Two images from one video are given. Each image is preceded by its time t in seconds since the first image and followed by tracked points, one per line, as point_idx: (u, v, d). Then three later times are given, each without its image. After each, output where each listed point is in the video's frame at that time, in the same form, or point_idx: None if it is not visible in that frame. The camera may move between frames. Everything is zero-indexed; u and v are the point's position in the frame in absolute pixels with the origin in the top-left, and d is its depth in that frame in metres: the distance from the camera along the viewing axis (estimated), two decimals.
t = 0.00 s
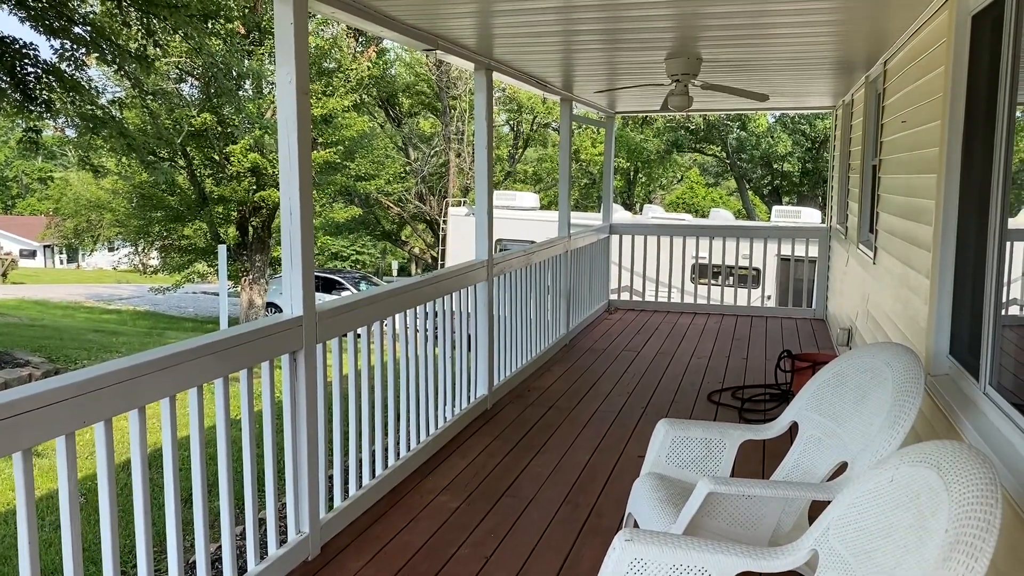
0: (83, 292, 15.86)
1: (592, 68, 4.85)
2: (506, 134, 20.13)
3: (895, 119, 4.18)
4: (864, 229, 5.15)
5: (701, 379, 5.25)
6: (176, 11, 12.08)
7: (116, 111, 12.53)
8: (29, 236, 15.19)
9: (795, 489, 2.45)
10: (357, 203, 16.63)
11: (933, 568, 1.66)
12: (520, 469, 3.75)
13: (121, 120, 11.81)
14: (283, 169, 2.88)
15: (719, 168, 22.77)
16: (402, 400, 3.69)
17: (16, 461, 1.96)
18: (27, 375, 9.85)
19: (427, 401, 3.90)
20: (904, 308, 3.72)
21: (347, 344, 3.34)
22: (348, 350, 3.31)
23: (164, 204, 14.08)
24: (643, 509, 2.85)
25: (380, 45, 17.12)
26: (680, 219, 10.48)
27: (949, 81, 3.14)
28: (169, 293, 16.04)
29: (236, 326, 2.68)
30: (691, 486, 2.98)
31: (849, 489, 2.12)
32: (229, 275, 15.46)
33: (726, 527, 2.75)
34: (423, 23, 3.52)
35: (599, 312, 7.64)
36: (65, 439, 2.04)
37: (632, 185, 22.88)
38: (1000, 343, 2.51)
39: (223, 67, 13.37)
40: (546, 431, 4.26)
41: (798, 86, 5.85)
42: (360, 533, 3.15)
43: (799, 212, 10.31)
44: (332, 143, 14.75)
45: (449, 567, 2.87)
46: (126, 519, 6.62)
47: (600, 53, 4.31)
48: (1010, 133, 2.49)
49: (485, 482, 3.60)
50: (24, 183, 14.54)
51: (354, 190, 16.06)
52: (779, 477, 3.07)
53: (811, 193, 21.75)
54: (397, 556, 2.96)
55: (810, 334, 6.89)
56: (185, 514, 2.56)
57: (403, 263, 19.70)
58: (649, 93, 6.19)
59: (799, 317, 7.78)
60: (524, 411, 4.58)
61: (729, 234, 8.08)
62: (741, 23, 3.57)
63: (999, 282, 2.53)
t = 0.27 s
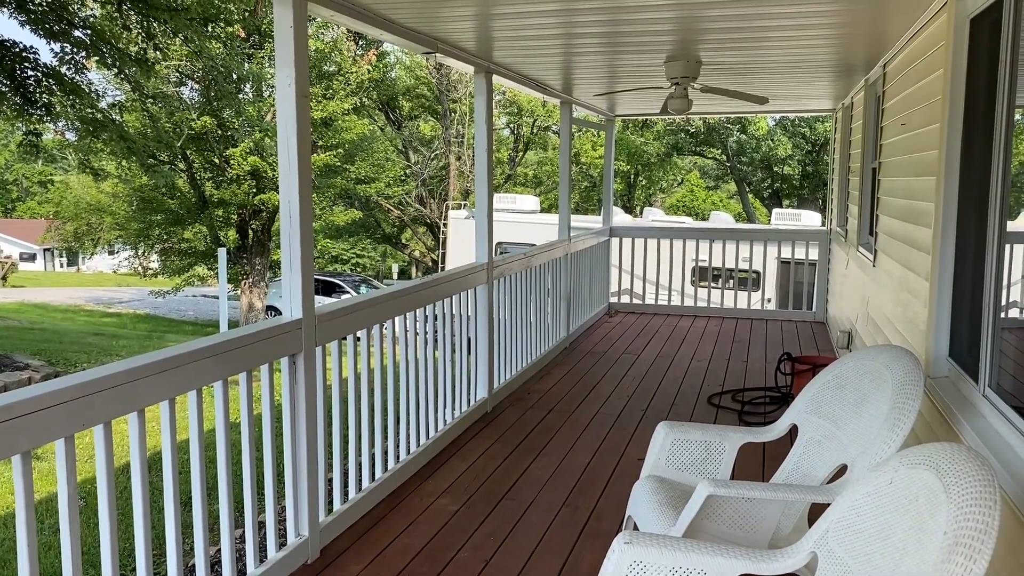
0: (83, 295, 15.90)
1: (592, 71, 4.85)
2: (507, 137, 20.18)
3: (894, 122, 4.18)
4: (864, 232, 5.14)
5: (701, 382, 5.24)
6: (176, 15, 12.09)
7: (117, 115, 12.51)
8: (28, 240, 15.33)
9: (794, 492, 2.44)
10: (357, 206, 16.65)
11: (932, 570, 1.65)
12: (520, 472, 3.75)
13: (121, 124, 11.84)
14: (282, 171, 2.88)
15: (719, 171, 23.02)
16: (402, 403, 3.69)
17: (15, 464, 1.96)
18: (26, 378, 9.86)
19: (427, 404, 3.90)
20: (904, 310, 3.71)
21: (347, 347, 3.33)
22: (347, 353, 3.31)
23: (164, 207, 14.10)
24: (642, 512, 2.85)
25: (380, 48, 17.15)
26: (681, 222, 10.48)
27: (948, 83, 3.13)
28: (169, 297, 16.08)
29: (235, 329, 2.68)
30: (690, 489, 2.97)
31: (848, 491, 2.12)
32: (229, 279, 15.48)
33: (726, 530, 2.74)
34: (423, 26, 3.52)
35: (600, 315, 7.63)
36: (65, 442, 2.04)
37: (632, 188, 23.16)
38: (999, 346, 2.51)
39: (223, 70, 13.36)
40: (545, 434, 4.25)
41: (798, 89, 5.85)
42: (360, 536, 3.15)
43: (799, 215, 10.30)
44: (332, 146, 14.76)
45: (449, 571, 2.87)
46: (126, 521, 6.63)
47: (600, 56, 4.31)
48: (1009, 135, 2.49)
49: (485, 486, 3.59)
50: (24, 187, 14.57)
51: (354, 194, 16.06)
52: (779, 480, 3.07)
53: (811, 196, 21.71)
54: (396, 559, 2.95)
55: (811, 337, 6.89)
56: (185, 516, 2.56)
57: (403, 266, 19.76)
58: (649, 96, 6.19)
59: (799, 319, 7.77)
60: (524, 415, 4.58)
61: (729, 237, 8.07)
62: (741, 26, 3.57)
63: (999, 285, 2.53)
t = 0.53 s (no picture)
0: (83, 298, 15.95)
1: (591, 73, 4.85)
2: (506, 138, 20.17)
3: (893, 123, 4.18)
4: (863, 233, 5.14)
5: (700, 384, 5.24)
6: (175, 18, 12.17)
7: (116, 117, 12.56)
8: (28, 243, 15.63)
9: (792, 493, 2.44)
10: (357, 208, 16.67)
11: (929, 571, 1.65)
12: (519, 474, 3.74)
13: (121, 126, 11.85)
14: (280, 175, 2.88)
15: (719, 173, 22.82)
16: (401, 405, 3.69)
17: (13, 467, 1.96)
18: (25, 380, 9.88)
19: (425, 406, 3.90)
20: (903, 311, 3.71)
21: (345, 349, 3.33)
22: (346, 355, 3.31)
23: (164, 210, 14.13)
24: (641, 514, 2.84)
25: (380, 50, 17.17)
26: (680, 223, 10.49)
27: (947, 85, 3.13)
28: (169, 299, 16.10)
29: (234, 332, 2.68)
30: (689, 491, 2.97)
31: (846, 493, 2.11)
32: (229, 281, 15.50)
33: (724, 532, 2.74)
34: (421, 29, 3.52)
35: (599, 317, 7.63)
36: (63, 444, 2.04)
37: (632, 190, 22.99)
38: (997, 346, 2.51)
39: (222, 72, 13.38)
40: (544, 436, 4.25)
41: (797, 90, 5.85)
42: (359, 538, 3.14)
43: (799, 217, 10.29)
44: (331, 148, 14.80)
45: (448, 572, 2.86)
46: (124, 524, 6.64)
47: (598, 58, 4.31)
48: (1008, 136, 2.48)
49: (484, 488, 3.59)
50: (24, 190, 14.60)
51: (354, 196, 16.09)
52: (777, 481, 3.06)
53: (811, 198, 21.70)
54: (395, 562, 2.95)
55: (810, 338, 6.89)
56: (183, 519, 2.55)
57: (403, 268, 19.78)
58: (648, 97, 6.19)
59: (799, 321, 7.77)
60: (523, 417, 4.58)
61: (729, 238, 8.07)
62: (739, 28, 3.57)
63: (996, 286, 2.53)
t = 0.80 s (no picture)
0: (82, 300, 15.96)
1: (590, 73, 4.85)
2: (505, 139, 20.16)
3: (892, 122, 4.18)
4: (862, 232, 5.14)
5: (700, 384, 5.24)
6: (173, 19, 12.19)
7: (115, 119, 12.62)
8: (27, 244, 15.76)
9: (792, 492, 2.44)
10: (356, 209, 16.67)
11: (929, 570, 1.65)
12: (519, 475, 3.74)
13: (119, 128, 11.86)
14: (279, 176, 2.88)
15: (718, 173, 23.03)
16: (400, 406, 3.69)
17: (12, 468, 1.95)
18: (24, 382, 9.89)
19: (425, 407, 3.90)
20: (902, 310, 3.71)
21: (345, 350, 3.33)
22: (345, 356, 3.31)
23: (163, 211, 14.15)
24: (641, 513, 2.84)
25: (378, 52, 17.19)
26: (679, 224, 10.48)
27: (945, 84, 3.13)
28: (168, 301, 16.11)
29: (233, 333, 2.68)
30: (689, 490, 2.97)
31: (846, 491, 2.11)
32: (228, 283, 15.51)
33: (724, 531, 2.73)
34: (420, 29, 3.53)
35: (598, 317, 7.63)
36: (62, 446, 2.04)
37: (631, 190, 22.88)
38: (996, 345, 2.51)
39: (221, 74, 13.45)
40: (544, 436, 4.24)
41: (796, 90, 5.85)
42: (359, 539, 3.14)
43: (798, 216, 10.29)
44: (330, 149, 14.81)
45: (448, 573, 2.86)
46: (124, 525, 6.65)
47: (597, 58, 4.32)
48: (1006, 134, 2.48)
49: (483, 489, 3.58)
50: (23, 192, 14.62)
51: (353, 197, 16.11)
52: (777, 481, 3.06)
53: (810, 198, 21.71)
54: (395, 562, 2.95)
55: (810, 338, 6.89)
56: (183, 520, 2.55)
57: (403, 269, 19.78)
58: (647, 97, 6.20)
59: (798, 320, 7.76)
60: (523, 417, 4.57)
61: (727, 238, 8.07)
62: (738, 27, 3.57)
63: (996, 285, 2.53)
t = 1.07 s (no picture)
0: (80, 301, 15.95)
1: (587, 72, 4.86)
2: (503, 138, 20.15)
3: (890, 120, 4.18)
4: (860, 230, 5.14)
5: (698, 382, 5.24)
6: (170, 20, 12.21)
7: (112, 120, 12.62)
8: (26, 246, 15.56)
9: (790, 490, 2.44)
10: (354, 209, 16.69)
11: (929, 567, 1.65)
12: (518, 474, 3.74)
13: (116, 129, 11.87)
14: (277, 177, 2.88)
15: (716, 171, 22.83)
16: (399, 406, 3.69)
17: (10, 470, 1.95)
18: (23, 384, 9.89)
19: (424, 407, 3.90)
20: (900, 308, 3.72)
21: (344, 350, 3.32)
22: (344, 356, 3.32)
23: (161, 212, 14.15)
24: (641, 512, 2.84)
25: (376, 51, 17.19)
26: (677, 222, 10.49)
27: (943, 81, 3.14)
28: (166, 302, 16.12)
29: (232, 334, 2.68)
30: (688, 489, 2.97)
31: (845, 489, 2.12)
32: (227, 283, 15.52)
33: (724, 528, 2.74)
34: (417, 29, 3.53)
35: (597, 316, 7.63)
36: (60, 447, 2.03)
37: (630, 189, 22.98)
38: (995, 342, 2.51)
39: (219, 75, 13.42)
40: (543, 436, 4.24)
41: (794, 87, 5.85)
42: (359, 539, 3.14)
43: (796, 214, 10.29)
44: (328, 149, 14.81)
45: (448, 572, 2.86)
46: (124, 526, 6.65)
47: (594, 57, 4.32)
48: (1004, 132, 2.49)
49: (483, 488, 3.59)
50: (21, 194, 14.61)
51: (351, 197, 16.12)
52: (776, 479, 3.06)
53: (808, 196, 21.74)
54: (395, 562, 2.95)
55: (808, 336, 6.90)
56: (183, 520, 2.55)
57: (402, 269, 19.78)
58: (645, 96, 6.20)
59: (797, 318, 7.77)
60: (522, 416, 4.58)
61: (726, 237, 8.07)
62: (735, 25, 3.57)
63: (994, 282, 2.53)
